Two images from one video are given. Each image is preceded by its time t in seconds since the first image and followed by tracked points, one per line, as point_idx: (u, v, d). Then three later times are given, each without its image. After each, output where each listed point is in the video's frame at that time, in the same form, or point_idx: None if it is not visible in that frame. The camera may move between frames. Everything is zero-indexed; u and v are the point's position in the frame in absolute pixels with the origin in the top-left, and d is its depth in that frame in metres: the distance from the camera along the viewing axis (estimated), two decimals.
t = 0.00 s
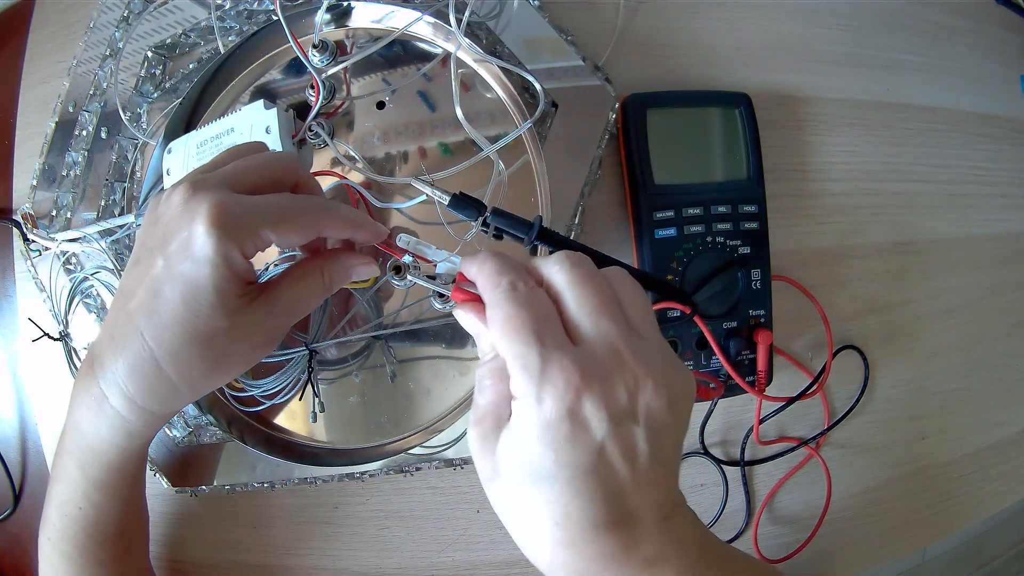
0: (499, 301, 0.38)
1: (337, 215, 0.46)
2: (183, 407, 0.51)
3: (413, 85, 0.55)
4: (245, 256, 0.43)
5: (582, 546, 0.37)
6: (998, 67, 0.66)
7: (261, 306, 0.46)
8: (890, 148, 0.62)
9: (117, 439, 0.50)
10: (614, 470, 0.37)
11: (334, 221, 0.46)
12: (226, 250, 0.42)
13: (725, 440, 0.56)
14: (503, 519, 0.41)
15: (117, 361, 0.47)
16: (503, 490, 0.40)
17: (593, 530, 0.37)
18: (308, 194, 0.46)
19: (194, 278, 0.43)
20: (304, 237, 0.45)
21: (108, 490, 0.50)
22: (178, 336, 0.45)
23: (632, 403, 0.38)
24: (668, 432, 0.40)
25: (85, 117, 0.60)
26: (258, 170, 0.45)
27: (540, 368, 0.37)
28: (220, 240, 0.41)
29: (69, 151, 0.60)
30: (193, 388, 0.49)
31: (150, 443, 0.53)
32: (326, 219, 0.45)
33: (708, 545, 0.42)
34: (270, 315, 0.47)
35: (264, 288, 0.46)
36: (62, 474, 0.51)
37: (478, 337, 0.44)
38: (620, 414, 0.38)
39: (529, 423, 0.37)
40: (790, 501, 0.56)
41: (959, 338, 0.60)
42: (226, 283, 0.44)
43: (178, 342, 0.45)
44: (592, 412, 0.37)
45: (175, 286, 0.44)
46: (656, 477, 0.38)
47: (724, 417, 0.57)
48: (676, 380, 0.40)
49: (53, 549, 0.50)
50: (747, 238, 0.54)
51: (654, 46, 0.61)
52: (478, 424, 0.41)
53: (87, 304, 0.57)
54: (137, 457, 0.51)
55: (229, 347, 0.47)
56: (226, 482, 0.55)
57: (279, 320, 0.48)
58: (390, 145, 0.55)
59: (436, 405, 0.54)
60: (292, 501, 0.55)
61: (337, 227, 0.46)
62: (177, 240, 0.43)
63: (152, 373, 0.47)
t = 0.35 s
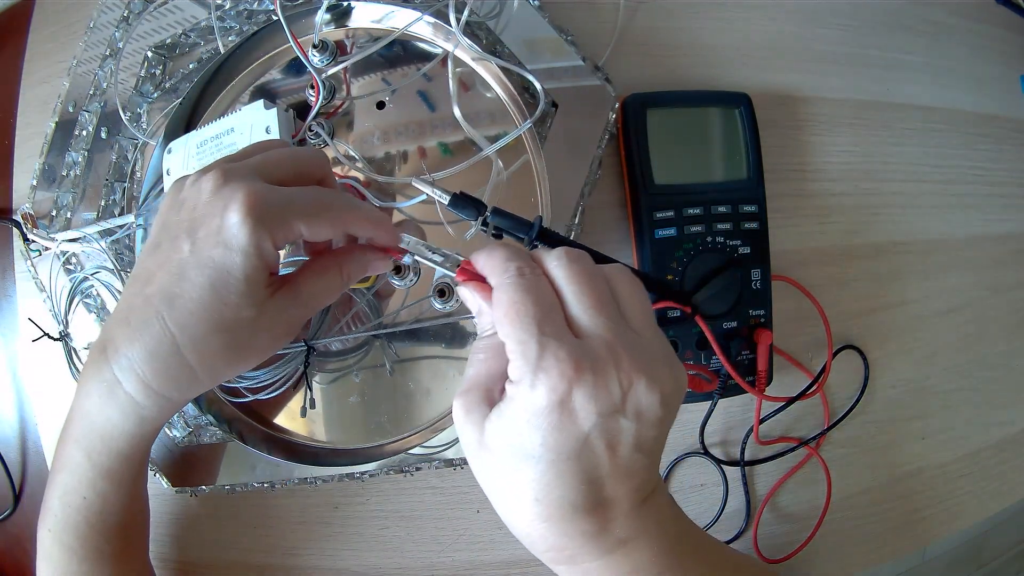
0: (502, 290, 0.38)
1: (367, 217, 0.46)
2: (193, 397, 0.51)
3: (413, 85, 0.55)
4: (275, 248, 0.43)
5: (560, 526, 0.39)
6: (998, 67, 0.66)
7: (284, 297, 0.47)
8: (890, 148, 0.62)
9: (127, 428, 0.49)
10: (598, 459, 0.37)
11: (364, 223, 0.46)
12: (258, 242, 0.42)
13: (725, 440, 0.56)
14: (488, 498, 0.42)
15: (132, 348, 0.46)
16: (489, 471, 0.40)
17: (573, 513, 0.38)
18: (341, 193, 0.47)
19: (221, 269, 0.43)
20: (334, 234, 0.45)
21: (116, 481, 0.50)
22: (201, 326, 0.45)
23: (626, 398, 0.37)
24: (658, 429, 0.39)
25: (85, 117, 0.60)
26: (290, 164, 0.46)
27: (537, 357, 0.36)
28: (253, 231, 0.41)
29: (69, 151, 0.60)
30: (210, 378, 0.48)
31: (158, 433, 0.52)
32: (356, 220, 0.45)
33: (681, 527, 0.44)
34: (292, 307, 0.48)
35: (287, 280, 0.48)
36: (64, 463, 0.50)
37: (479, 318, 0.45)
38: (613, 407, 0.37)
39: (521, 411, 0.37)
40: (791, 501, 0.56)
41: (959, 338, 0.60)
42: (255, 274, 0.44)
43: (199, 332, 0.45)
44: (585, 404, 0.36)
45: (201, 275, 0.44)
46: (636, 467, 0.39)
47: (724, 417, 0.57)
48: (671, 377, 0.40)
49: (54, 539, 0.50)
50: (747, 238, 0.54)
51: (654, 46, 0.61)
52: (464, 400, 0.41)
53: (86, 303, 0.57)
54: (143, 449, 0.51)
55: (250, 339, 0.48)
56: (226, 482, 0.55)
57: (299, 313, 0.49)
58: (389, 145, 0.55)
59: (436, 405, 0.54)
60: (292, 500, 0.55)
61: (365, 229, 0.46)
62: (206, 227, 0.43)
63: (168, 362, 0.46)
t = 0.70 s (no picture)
0: (502, 293, 0.38)
1: (351, 210, 0.46)
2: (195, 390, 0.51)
3: (414, 85, 0.55)
4: (252, 239, 0.43)
5: (565, 525, 0.39)
6: (999, 67, 0.66)
7: (271, 291, 0.47)
8: (891, 148, 0.62)
9: (125, 420, 0.50)
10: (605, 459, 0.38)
11: (347, 215, 0.46)
12: (234, 232, 0.42)
13: (725, 440, 0.56)
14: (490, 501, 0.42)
15: (129, 338, 0.47)
16: (492, 475, 0.40)
17: (579, 512, 0.38)
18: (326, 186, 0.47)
19: (207, 258, 0.43)
20: (315, 227, 0.45)
21: (116, 474, 0.50)
22: (189, 317, 0.45)
23: (633, 398, 0.38)
24: (660, 426, 0.40)
25: (85, 117, 0.60)
26: (280, 159, 0.46)
27: (545, 360, 0.36)
28: (229, 221, 0.42)
29: (69, 151, 0.60)
30: (202, 371, 0.48)
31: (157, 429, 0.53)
32: (339, 211, 0.45)
33: (677, 524, 0.44)
34: (280, 300, 0.47)
35: (276, 274, 0.47)
36: (67, 454, 0.51)
37: (472, 320, 0.44)
38: (621, 408, 0.37)
39: (528, 413, 0.37)
40: (791, 501, 0.56)
41: (960, 338, 0.60)
42: (237, 265, 0.44)
43: (189, 323, 0.45)
44: (596, 408, 0.37)
45: (188, 265, 0.44)
46: (639, 464, 0.39)
47: (724, 417, 0.57)
48: (673, 376, 0.40)
49: (55, 532, 0.50)
50: (747, 238, 0.54)
51: (654, 46, 0.61)
52: (463, 403, 0.41)
53: (86, 303, 0.57)
54: (145, 443, 0.51)
55: (240, 333, 0.47)
56: (226, 482, 0.55)
57: (288, 306, 0.48)
58: (391, 146, 0.55)
59: (436, 405, 0.54)
60: (292, 501, 0.55)
61: (350, 221, 0.46)
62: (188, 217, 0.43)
63: (162, 352, 0.46)
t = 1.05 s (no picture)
0: (493, 285, 0.38)
1: (357, 218, 0.46)
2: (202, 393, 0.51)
3: (414, 86, 0.55)
4: (256, 243, 0.43)
5: (558, 518, 0.38)
6: (999, 67, 0.66)
7: (278, 293, 0.47)
8: (891, 148, 0.62)
9: (132, 421, 0.50)
10: (597, 450, 0.38)
11: (353, 223, 0.46)
12: (239, 235, 0.42)
13: (725, 440, 0.56)
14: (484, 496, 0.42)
15: (136, 340, 0.47)
16: (485, 468, 0.40)
17: (572, 504, 0.38)
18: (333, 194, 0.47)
19: (212, 262, 0.43)
20: (319, 233, 0.45)
21: (122, 476, 0.50)
22: (195, 319, 0.45)
23: (624, 388, 0.38)
24: (653, 418, 0.40)
25: (85, 117, 0.60)
26: (285, 163, 0.46)
27: (538, 352, 0.36)
28: (232, 224, 0.42)
29: (69, 151, 0.60)
30: (209, 373, 0.48)
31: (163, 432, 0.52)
32: (345, 219, 0.45)
33: (673, 521, 0.44)
34: (291, 300, 0.48)
35: (284, 276, 0.47)
36: (74, 454, 0.51)
37: (461, 315, 0.44)
38: (613, 398, 0.38)
39: (522, 405, 0.37)
40: (791, 501, 0.56)
41: (960, 339, 0.60)
42: (241, 267, 0.44)
43: (196, 325, 0.45)
44: (588, 399, 0.37)
45: (193, 267, 0.44)
46: (632, 456, 0.39)
47: (724, 417, 0.57)
48: (666, 368, 0.40)
49: (59, 532, 0.50)
50: (747, 238, 0.54)
51: (654, 47, 0.61)
52: (456, 397, 0.41)
53: (86, 303, 0.57)
54: (152, 445, 0.51)
55: (246, 334, 0.47)
56: (226, 482, 0.55)
57: (298, 305, 0.48)
58: (391, 146, 0.55)
59: (436, 405, 0.54)
60: (292, 501, 0.55)
61: (354, 228, 0.46)
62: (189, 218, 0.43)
63: (169, 355, 0.46)
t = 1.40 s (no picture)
0: (487, 286, 0.38)
1: (357, 219, 0.46)
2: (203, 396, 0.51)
3: (413, 85, 0.55)
4: (255, 245, 0.43)
5: (558, 515, 0.39)
6: (999, 67, 0.66)
7: (278, 295, 0.47)
8: (891, 148, 0.62)
9: (133, 425, 0.49)
10: (595, 448, 0.38)
11: (353, 224, 0.46)
12: (238, 238, 0.42)
13: (724, 440, 0.56)
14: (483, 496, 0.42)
15: (136, 343, 0.47)
16: (484, 469, 0.40)
17: (572, 502, 0.38)
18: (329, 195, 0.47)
19: (212, 264, 0.43)
20: (318, 234, 0.45)
21: (123, 479, 0.50)
22: (194, 323, 0.45)
23: (620, 385, 0.38)
24: (647, 415, 0.40)
25: (85, 117, 0.60)
26: (284, 165, 0.46)
27: (537, 352, 0.36)
28: (231, 226, 0.42)
29: (69, 151, 0.60)
30: (209, 376, 0.48)
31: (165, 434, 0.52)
32: (345, 220, 0.45)
33: (669, 519, 0.44)
34: (290, 304, 0.48)
35: (283, 280, 0.47)
36: (76, 458, 0.51)
37: (454, 316, 0.44)
38: (610, 396, 0.38)
39: (521, 406, 0.37)
40: (791, 502, 0.56)
41: (960, 339, 0.60)
42: (240, 270, 0.44)
43: (195, 328, 0.45)
44: (587, 397, 0.37)
45: (193, 271, 0.44)
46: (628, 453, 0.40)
47: (724, 417, 0.57)
48: (660, 366, 0.40)
49: (61, 535, 0.50)
50: (747, 238, 0.54)
51: (654, 47, 0.61)
52: (454, 400, 0.40)
53: (86, 303, 0.57)
54: (154, 447, 0.51)
55: (246, 337, 0.47)
56: (226, 482, 0.55)
57: (297, 308, 0.48)
58: (391, 145, 0.55)
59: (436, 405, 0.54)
60: (291, 501, 0.55)
61: (353, 229, 0.46)
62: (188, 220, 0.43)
63: (168, 358, 0.46)
